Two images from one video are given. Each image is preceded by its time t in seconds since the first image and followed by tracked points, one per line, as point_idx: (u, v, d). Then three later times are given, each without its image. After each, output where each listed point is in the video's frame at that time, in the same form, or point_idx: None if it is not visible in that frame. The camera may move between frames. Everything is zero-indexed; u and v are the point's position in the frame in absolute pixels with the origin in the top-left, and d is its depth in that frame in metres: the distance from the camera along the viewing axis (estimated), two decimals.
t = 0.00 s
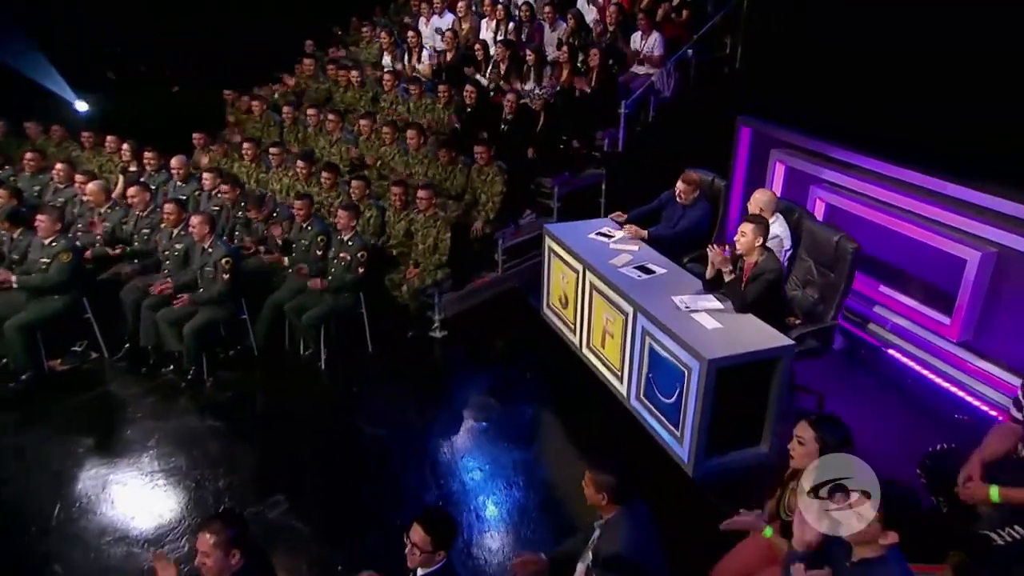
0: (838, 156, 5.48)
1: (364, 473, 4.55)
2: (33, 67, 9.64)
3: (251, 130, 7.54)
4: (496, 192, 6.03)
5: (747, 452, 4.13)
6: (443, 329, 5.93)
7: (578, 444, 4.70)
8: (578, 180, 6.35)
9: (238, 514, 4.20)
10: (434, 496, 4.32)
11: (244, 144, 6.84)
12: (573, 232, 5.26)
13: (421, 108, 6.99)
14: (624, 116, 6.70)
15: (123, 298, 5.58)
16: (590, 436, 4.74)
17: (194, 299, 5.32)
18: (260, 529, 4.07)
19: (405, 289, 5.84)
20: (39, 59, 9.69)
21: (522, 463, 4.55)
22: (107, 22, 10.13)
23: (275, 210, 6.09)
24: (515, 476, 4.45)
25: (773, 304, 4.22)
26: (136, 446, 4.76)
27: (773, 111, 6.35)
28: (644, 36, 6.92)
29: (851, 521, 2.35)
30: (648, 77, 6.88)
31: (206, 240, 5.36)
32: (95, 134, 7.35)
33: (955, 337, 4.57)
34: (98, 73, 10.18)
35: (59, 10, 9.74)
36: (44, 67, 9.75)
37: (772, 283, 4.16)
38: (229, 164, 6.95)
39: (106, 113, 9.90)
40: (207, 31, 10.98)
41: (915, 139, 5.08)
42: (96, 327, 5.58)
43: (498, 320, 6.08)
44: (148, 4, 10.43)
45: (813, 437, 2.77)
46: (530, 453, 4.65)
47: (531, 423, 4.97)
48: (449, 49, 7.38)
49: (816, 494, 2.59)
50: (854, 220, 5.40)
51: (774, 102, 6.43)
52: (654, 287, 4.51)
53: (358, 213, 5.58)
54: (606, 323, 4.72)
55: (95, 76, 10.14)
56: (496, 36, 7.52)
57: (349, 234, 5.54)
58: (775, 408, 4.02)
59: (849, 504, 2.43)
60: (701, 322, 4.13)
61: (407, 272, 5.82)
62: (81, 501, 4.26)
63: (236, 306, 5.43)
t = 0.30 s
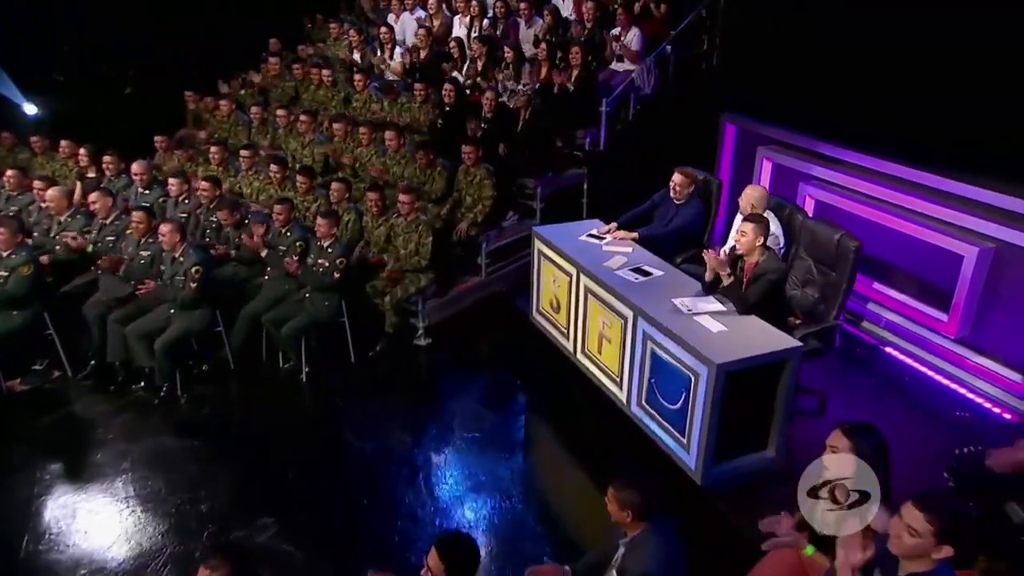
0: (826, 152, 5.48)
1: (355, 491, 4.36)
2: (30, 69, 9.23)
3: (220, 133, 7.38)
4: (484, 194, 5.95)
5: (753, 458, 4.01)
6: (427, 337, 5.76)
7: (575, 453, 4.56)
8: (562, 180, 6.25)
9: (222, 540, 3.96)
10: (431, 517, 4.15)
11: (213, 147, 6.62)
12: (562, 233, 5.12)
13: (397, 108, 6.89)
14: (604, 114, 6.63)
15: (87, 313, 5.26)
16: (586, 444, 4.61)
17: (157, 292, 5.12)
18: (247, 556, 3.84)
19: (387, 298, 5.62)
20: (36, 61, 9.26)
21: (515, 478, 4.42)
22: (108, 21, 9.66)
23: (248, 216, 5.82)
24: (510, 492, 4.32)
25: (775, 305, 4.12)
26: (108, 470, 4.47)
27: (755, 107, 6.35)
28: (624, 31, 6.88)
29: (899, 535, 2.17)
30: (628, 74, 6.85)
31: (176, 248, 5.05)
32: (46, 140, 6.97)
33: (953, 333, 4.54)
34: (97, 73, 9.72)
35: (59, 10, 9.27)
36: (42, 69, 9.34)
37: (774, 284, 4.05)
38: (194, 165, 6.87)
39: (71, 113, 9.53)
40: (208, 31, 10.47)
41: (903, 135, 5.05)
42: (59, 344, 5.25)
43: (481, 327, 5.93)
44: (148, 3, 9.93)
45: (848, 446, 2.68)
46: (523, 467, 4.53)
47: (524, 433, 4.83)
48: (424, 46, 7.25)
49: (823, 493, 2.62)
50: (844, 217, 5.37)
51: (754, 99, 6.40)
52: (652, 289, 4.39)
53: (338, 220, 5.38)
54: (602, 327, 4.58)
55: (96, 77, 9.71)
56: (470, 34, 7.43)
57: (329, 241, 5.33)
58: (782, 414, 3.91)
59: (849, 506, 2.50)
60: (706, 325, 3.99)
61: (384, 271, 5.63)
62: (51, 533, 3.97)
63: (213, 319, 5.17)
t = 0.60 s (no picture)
0: (816, 147, 5.45)
1: (355, 505, 4.19)
2: (30, 72, 8.33)
3: (189, 136, 7.17)
4: (473, 194, 5.87)
5: (765, 459, 3.93)
6: (416, 343, 5.60)
7: (576, 461, 4.44)
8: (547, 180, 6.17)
9: (217, 565, 3.74)
10: (439, 531, 4.00)
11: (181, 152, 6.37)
12: (556, 235, 5.01)
13: (375, 108, 6.72)
14: (588, 112, 6.57)
15: (57, 328, 4.97)
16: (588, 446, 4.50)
17: (138, 301, 4.83)
18: None
19: (376, 305, 5.41)
20: (37, 62, 8.39)
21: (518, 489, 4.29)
22: (108, 21, 8.96)
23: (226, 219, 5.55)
24: (514, 505, 4.21)
25: (784, 302, 4.05)
26: (89, 495, 4.21)
27: (738, 101, 6.32)
28: (604, 27, 6.81)
29: (971, 544, 2.18)
30: (609, 70, 6.82)
31: (152, 256, 4.81)
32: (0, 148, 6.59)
33: (954, 327, 4.57)
34: (96, 74, 9.00)
35: (59, 10, 8.47)
36: (42, 69, 8.45)
37: (782, 282, 3.98)
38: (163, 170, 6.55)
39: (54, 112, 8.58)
40: (209, 31, 9.86)
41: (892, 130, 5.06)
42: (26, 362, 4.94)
43: (470, 332, 5.79)
44: (148, 2, 9.33)
45: (896, 451, 2.61)
46: (525, 479, 4.42)
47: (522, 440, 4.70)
48: (399, 45, 7.10)
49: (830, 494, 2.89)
50: (837, 212, 5.35)
51: (736, 95, 6.37)
52: (657, 290, 4.29)
53: (320, 224, 5.18)
54: (604, 330, 4.46)
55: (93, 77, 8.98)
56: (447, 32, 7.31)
57: (313, 247, 5.13)
58: (796, 413, 3.84)
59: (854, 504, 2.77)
60: (716, 325, 3.90)
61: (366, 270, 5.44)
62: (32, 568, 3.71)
63: (193, 330, 4.92)
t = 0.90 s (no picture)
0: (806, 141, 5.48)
1: (359, 518, 4.02)
2: (30, 72, 7.87)
3: (151, 138, 6.85)
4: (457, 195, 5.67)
5: (781, 457, 3.88)
6: (406, 349, 5.46)
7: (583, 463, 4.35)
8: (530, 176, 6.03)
9: None
10: (454, 542, 3.87)
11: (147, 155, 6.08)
12: (552, 234, 4.90)
13: (349, 106, 6.53)
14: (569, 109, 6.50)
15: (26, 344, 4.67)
16: (591, 446, 4.40)
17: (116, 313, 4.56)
18: None
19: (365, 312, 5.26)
20: (37, 63, 7.92)
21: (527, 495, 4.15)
22: (109, 20, 8.53)
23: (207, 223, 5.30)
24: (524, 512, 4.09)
25: (794, 297, 4.00)
26: (70, 522, 3.93)
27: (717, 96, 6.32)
28: (581, 23, 6.74)
29: None
30: (588, 66, 6.77)
31: (130, 266, 4.49)
32: None
33: (951, 317, 4.59)
34: (97, 76, 8.53)
35: (60, 10, 8.01)
36: (41, 70, 7.99)
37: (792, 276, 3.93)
38: (127, 174, 6.23)
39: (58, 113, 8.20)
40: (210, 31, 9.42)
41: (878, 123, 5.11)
42: None
43: (458, 335, 5.67)
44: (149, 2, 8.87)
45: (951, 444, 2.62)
46: (530, 487, 4.30)
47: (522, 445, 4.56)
48: (370, 42, 6.94)
49: (818, 494, 3.25)
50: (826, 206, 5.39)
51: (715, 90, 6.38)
52: (663, 287, 4.20)
53: (306, 227, 4.89)
54: (608, 330, 4.37)
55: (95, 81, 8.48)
56: (418, 27, 7.14)
57: (297, 252, 4.88)
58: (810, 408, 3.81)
59: (851, 503, 3.15)
60: (729, 321, 3.83)
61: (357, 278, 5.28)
62: None
63: (174, 342, 4.65)
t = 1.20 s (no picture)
0: (792, 131, 5.51)
1: (369, 525, 3.87)
2: (30, 72, 7.54)
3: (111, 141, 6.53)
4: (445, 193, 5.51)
5: (801, 444, 3.86)
6: (398, 351, 5.30)
7: (593, 460, 4.29)
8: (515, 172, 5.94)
9: None
10: (469, 548, 3.72)
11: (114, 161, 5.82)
12: (549, 230, 4.82)
13: (325, 105, 6.36)
14: (552, 103, 6.43)
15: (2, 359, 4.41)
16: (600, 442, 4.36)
17: (97, 323, 4.30)
18: None
19: (357, 315, 5.01)
20: (37, 63, 7.60)
21: (541, 496, 4.05)
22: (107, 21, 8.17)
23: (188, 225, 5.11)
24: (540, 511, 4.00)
25: (803, 286, 4.02)
26: (65, 546, 3.69)
27: (697, 92, 6.34)
28: (558, 18, 6.69)
29: None
30: (566, 62, 6.71)
31: (114, 274, 4.26)
32: None
33: (945, 302, 4.72)
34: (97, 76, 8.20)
35: (59, 10, 7.71)
36: (41, 70, 7.67)
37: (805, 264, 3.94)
38: (91, 180, 5.95)
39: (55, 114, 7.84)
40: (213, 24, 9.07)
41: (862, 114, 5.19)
42: None
43: (447, 336, 5.53)
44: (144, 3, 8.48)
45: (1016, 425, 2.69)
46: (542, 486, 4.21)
47: (529, 446, 4.46)
48: (342, 39, 6.77)
49: (818, 494, 3.10)
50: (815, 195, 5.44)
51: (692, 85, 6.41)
52: (672, 280, 4.15)
53: (298, 229, 4.72)
54: (616, 325, 4.30)
55: (95, 81, 8.14)
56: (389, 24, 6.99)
57: (287, 255, 4.69)
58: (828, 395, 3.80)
59: (850, 504, 3.10)
60: (745, 311, 3.81)
61: (343, 279, 5.09)
62: None
63: (163, 352, 4.45)
